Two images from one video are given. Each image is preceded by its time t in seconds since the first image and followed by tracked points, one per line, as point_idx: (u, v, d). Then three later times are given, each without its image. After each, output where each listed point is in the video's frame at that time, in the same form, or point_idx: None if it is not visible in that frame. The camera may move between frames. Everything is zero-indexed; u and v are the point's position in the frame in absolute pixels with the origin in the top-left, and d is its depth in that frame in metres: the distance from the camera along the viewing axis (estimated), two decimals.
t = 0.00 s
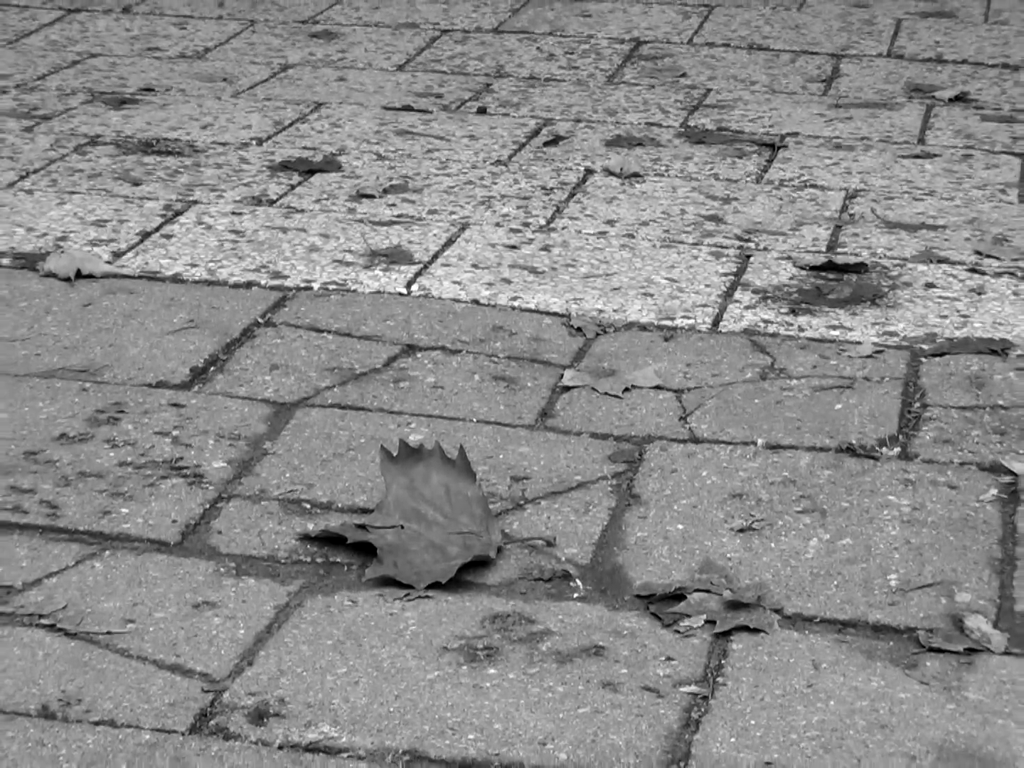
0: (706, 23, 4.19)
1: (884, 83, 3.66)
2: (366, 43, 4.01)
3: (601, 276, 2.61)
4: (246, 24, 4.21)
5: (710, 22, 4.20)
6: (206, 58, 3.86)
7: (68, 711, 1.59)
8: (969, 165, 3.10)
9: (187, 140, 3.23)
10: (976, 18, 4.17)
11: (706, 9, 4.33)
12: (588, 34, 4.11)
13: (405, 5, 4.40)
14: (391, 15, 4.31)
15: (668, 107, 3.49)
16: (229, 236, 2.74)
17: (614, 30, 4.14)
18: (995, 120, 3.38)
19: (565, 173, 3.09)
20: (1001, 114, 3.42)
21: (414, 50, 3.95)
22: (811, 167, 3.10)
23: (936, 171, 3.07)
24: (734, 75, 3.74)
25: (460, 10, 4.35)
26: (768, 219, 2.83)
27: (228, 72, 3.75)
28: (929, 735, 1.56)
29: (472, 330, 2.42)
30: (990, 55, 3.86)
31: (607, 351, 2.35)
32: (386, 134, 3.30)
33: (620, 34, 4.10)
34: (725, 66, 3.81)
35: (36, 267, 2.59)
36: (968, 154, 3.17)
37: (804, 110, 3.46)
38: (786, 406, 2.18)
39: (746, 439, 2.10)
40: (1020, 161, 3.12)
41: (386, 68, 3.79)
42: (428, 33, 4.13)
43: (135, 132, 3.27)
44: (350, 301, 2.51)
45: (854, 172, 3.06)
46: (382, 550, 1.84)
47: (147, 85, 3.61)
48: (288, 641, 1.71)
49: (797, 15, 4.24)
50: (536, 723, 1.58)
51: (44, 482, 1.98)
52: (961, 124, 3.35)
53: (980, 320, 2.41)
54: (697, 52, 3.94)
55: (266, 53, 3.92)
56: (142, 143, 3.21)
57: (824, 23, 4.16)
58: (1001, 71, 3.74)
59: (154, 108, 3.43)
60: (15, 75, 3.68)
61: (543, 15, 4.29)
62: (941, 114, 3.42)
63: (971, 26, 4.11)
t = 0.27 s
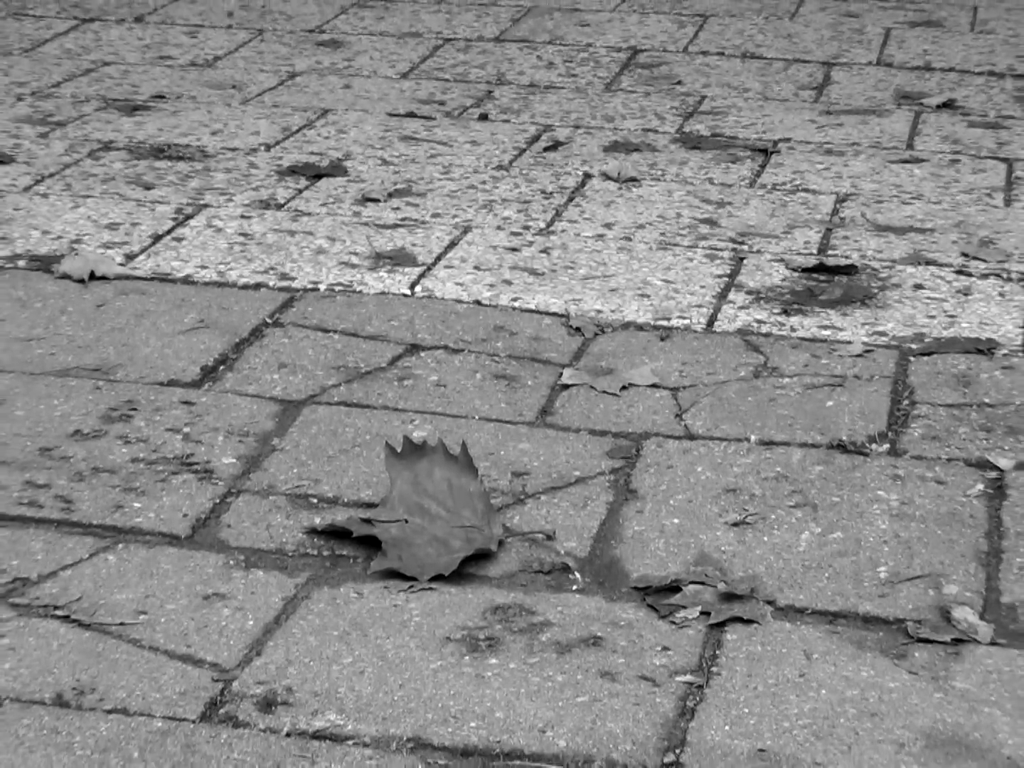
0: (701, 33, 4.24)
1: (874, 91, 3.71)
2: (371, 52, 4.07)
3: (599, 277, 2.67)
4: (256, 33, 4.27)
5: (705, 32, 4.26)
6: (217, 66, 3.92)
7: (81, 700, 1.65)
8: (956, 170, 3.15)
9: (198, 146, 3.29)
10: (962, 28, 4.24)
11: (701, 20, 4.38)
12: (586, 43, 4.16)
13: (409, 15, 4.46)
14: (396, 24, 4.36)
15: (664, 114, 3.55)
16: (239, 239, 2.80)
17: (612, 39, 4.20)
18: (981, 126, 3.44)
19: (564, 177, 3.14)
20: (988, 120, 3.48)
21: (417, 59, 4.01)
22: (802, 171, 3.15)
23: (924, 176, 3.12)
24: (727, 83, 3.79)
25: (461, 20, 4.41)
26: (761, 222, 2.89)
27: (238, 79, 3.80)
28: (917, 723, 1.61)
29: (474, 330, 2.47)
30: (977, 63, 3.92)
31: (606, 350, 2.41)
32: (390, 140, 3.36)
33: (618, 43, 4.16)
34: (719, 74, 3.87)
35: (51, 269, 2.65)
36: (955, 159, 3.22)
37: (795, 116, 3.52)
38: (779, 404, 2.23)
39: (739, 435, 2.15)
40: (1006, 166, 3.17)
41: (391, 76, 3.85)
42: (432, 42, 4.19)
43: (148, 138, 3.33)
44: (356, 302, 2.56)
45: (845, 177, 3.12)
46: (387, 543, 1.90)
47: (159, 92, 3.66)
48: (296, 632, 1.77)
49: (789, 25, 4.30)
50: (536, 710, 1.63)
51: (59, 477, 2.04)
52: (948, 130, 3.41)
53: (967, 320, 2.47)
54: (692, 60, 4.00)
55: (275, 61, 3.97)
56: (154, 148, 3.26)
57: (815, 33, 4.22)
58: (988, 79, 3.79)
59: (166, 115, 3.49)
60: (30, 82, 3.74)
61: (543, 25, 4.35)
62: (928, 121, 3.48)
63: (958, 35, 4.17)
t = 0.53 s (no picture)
0: (696, 42, 4.31)
1: (864, 97, 3.77)
2: (377, 60, 4.13)
3: (597, 278, 2.73)
4: (266, 42, 4.33)
5: (699, 40, 4.32)
6: (228, 74, 3.98)
7: (96, 687, 1.71)
8: (943, 174, 3.21)
9: (209, 151, 3.35)
10: (948, 37, 4.31)
11: (695, 29, 4.45)
12: (585, 52, 4.23)
13: (414, 24, 4.52)
14: (401, 33, 4.43)
15: (660, 120, 3.61)
16: (249, 240, 2.86)
17: (610, 48, 4.26)
18: (967, 131, 3.50)
19: (564, 181, 3.21)
20: (973, 126, 3.54)
21: (421, 66, 4.07)
22: (793, 176, 3.22)
23: (912, 180, 3.18)
24: (721, 90, 3.85)
25: (464, 29, 4.48)
26: (754, 225, 2.95)
27: (248, 86, 3.86)
28: (905, 709, 1.67)
29: (476, 329, 2.54)
30: (963, 71, 3.98)
31: (603, 348, 2.47)
32: (395, 145, 3.42)
33: (615, 51, 4.23)
34: (713, 81, 3.93)
35: (68, 270, 2.71)
36: (942, 163, 3.29)
37: (787, 122, 3.58)
38: (771, 400, 2.30)
39: (733, 430, 2.22)
40: (991, 170, 3.24)
41: (396, 83, 3.91)
42: (435, 50, 4.25)
43: (161, 143, 3.39)
44: (362, 302, 2.63)
45: (835, 181, 3.18)
46: (392, 535, 1.97)
47: (172, 99, 3.73)
48: (304, 621, 1.83)
49: (781, 34, 4.37)
50: (536, 697, 1.70)
51: (75, 471, 2.10)
52: (935, 135, 3.47)
53: (953, 319, 2.53)
54: (687, 68, 4.06)
55: (283, 69, 4.04)
56: (167, 153, 3.33)
57: (805, 42, 4.29)
58: (975, 86, 3.86)
59: (179, 121, 3.55)
60: (46, 89, 3.80)
61: (542, 34, 4.42)
62: (915, 126, 3.54)
63: (945, 44, 4.24)
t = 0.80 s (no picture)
0: (691, 51, 4.38)
1: (853, 105, 3.84)
2: (382, 69, 4.20)
3: (596, 279, 2.80)
4: (276, 51, 4.40)
5: (694, 49, 4.39)
6: (239, 82, 4.05)
7: (112, 674, 1.78)
8: (930, 179, 3.28)
9: (221, 156, 3.42)
10: (934, 47, 4.39)
11: (690, 38, 4.52)
12: (584, 60, 4.30)
13: (418, 34, 4.59)
14: (405, 42, 4.50)
15: (656, 126, 3.68)
16: (259, 243, 2.93)
17: (608, 57, 4.33)
18: (953, 137, 3.57)
19: (563, 186, 3.27)
20: (959, 133, 3.61)
21: (426, 75, 4.14)
22: (785, 180, 3.28)
23: (900, 185, 3.25)
24: (715, 97, 3.92)
25: (467, 38, 4.54)
26: (746, 228, 3.02)
27: (258, 94, 3.93)
28: (893, 696, 1.74)
29: (478, 328, 2.60)
30: (949, 79, 4.06)
31: (601, 347, 2.54)
32: (400, 150, 3.49)
33: (613, 60, 4.29)
34: (708, 89, 4.00)
35: (84, 271, 2.78)
36: (928, 168, 3.35)
37: (779, 129, 3.65)
38: (764, 397, 2.36)
39: (727, 426, 2.29)
40: (976, 175, 3.30)
41: (401, 91, 3.98)
42: (439, 59, 4.32)
43: (174, 149, 3.46)
44: (368, 302, 2.69)
45: (825, 185, 3.25)
46: (397, 528, 2.03)
47: (185, 106, 3.80)
48: (312, 610, 1.90)
49: (773, 44, 4.44)
50: (536, 684, 1.76)
51: (91, 466, 2.17)
52: (922, 141, 3.54)
53: (939, 319, 2.60)
54: (683, 76, 4.13)
55: (292, 77, 4.10)
56: (179, 159, 3.40)
57: (797, 51, 4.36)
58: (961, 94, 3.93)
59: (191, 128, 3.62)
60: (62, 96, 3.87)
61: (542, 44, 4.48)
62: (903, 133, 3.61)
63: (932, 54, 4.31)
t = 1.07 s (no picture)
0: (686, 59, 4.43)
1: (844, 111, 3.90)
2: (386, 76, 4.25)
3: (594, 280, 2.85)
4: (283, 58, 4.46)
5: (690, 57, 4.45)
6: (247, 89, 4.10)
7: (123, 664, 1.83)
8: (919, 183, 3.34)
9: (230, 161, 3.48)
10: (923, 54, 4.46)
11: (686, 46, 4.58)
12: (582, 68, 4.35)
13: (421, 42, 4.65)
14: (409, 50, 4.55)
15: (652, 132, 3.74)
16: (267, 245, 2.98)
17: (605, 64, 4.39)
18: (941, 143, 3.63)
19: (562, 189, 3.33)
20: (947, 137, 3.67)
21: (429, 82, 4.20)
22: (778, 184, 3.34)
23: (889, 188, 3.31)
24: (710, 103, 3.98)
25: (469, 46, 4.60)
26: (741, 230, 3.08)
27: (266, 100, 3.99)
28: (883, 685, 1.79)
29: (480, 328, 2.66)
30: (937, 86, 4.12)
31: (599, 346, 2.60)
32: (404, 155, 3.55)
33: (611, 67, 4.35)
34: (703, 95, 4.06)
35: (96, 272, 2.84)
36: (917, 172, 3.41)
37: (772, 134, 3.71)
38: (757, 395, 2.42)
39: (721, 423, 2.34)
40: (964, 179, 3.36)
41: (405, 97, 4.04)
42: (441, 66, 4.37)
43: (184, 154, 3.52)
44: (373, 302, 2.75)
45: (817, 189, 3.30)
46: (401, 521, 2.09)
47: (195, 112, 3.85)
48: (318, 602, 1.95)
49: (766, 51, 4.50)
50: (536, 674, 1.82)
51: (103, 461, 2.23)
52: (912, 146, 3.60)
53: (928, 319, 2.66)
54: (678, 83, 4.18)
55: (299, 84, 4.16)
56: (189, 163, 3.45)
57: (790, 58, 4.42)
58: (949, 100, 3.99)
59: (201, 133, 3.68)
60: (76, 102, 3.92)
61: (542, 52, 4.54)
62: (893, 138, 3.67)
63: (921, 61, 4.37)
